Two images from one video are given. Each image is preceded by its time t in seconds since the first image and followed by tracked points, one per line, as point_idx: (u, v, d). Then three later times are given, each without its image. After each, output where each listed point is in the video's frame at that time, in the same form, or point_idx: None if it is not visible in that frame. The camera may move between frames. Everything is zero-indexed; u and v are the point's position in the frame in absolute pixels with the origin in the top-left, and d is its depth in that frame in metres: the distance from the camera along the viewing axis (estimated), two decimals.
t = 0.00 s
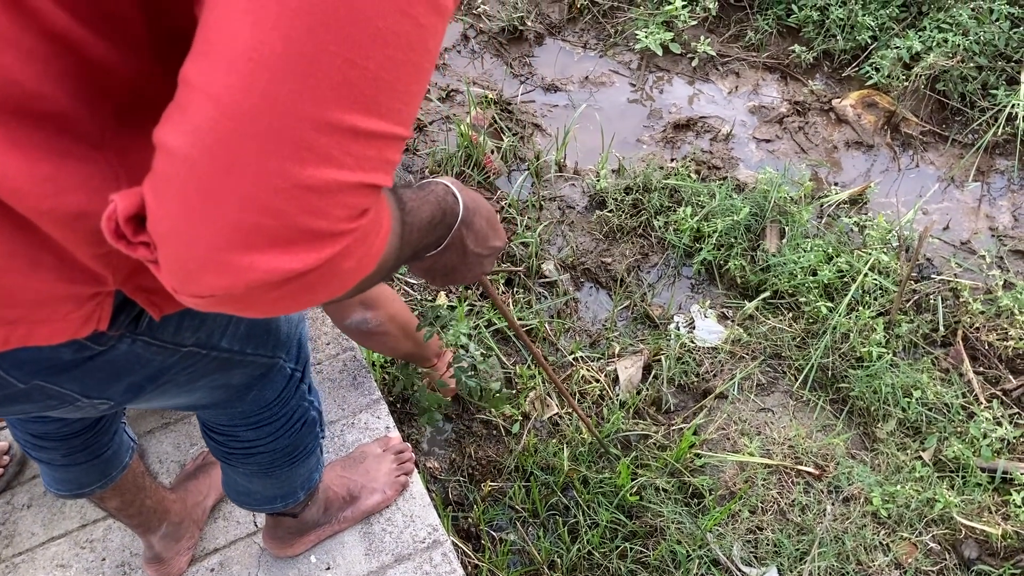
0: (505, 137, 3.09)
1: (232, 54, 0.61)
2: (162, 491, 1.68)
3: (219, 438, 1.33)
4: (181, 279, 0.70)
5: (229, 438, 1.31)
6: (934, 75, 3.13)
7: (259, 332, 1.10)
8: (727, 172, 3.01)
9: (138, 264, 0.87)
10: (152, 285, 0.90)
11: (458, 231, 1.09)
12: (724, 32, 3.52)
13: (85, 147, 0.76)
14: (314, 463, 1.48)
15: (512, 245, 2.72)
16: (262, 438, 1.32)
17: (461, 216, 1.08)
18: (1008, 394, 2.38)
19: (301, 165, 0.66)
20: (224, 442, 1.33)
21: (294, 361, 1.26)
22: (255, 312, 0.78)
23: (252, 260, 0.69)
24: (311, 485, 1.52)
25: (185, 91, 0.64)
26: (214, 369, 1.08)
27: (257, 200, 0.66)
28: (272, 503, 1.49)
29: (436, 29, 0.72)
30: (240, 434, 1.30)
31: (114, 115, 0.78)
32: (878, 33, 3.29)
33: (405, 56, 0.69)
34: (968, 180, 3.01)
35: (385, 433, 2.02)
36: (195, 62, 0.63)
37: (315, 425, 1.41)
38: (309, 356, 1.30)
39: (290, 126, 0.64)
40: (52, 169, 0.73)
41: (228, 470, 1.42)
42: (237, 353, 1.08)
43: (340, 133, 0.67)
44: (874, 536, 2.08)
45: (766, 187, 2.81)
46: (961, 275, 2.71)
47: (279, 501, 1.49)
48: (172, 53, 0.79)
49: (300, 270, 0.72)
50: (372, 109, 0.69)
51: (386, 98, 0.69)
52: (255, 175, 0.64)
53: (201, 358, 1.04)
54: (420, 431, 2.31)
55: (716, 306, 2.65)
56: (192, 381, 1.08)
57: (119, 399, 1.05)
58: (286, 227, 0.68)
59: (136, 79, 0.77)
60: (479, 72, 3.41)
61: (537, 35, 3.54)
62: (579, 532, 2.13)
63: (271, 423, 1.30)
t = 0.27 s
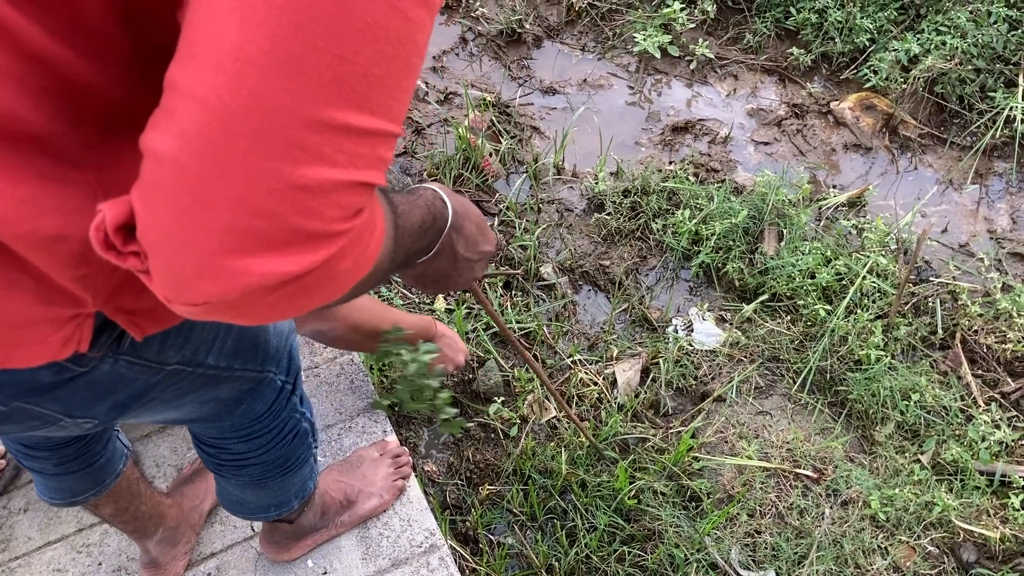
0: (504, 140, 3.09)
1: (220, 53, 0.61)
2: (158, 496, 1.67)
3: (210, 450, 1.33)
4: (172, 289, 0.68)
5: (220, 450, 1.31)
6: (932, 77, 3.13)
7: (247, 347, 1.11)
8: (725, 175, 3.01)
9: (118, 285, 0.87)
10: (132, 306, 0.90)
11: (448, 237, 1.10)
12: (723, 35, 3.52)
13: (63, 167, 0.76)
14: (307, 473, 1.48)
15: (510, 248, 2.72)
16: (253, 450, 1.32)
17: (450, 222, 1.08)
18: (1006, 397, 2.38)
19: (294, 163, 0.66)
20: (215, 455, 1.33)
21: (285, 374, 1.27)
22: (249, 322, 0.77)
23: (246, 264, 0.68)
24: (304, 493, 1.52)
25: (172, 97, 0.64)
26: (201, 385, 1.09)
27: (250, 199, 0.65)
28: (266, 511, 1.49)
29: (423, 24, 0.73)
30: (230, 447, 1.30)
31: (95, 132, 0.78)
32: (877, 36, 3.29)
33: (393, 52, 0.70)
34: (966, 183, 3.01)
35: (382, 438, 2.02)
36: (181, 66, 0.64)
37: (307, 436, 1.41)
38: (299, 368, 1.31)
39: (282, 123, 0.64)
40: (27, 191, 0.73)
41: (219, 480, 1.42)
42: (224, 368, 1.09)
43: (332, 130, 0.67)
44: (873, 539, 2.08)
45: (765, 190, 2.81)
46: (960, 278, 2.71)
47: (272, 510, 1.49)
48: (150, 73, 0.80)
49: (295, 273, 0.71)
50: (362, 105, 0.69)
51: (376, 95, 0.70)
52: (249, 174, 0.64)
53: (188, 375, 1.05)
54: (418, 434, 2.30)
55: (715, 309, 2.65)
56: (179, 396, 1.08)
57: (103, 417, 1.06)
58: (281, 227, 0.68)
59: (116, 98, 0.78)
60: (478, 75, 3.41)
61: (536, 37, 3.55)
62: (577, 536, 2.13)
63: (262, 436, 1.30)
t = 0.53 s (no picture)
0: (503, 143, 3.09)
1: (204, 39, 0.62)
2: (155, 501, 1.67)
3: (201, 465, 1.33)
4: (165, 283, 0.68)
5: (211, 466, 1.32)
6: (931, 80, 3.13)
7: (235, 361, 1.13)
8: (725, 177, 3.01)
9: (99, 302, 0.87)
10: (115, 323, 0.90)
11: (430, 234, 1.06)
12: (722, 37, 3.52)
13: (41, 182, 0.76)
14: (300, 483, 1.48)
15: (509, 251, 2.72)
16: (244, 465, 1.32)
17: (434, 220, 1.06)
18: (1006, 400, 2.38)
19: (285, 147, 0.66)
20: (206, 469, 1.33)
21: (275, 388, 1.27)
22: (244, 317, 0.76)
23: (240, 253, 0.68)
24: (300, 502, 1.52)
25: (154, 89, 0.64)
26: (189, 402, 1.10)
27: (243, 184, 0.65)
28: (261, 521, 1.48)
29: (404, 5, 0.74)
30: (221, 461, 1.30)
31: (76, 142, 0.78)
32: (876, 38, 3.29)
33: (375, 30, 0.71)
34: (965, 186, 3.01)
35: (381, 442, 2.02)
36: (163, 56, 0.64)
37: (299, 449, 1.42)
38: (289, 382, 1.32)
39: (270, 106, 0.64)
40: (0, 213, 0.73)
41: (212, 494, 1.41)
42: (212, 385, 1.11)
43: (320, 112, 0.68)
44: (872, 543, 2.07)
45: (764, 193, 2.81)
46: (959, 280, 2.71)
47: (268, 519, 1.48)
48: (127, 84, 0.80)
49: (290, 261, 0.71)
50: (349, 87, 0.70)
51: (362, 74, 0.71)
52: (239, 159, 0.64)
53: (175, 392, 1.06)
54: (417, 438, 2.30)
55: (714, 312, 2.65)
56: (166, 413, 1.09)
57: (90, 436, 1.06)
58: (274, 213, 0.68)
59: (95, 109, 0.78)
60: (477, 78, 3.41)
61: (535, 40, 3.55)
62: (576, 540, 2.12)
63: (253, 450, 1.30)
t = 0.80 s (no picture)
0: (503, 146, 3.10)
1: (167, 30, 0.62)
2: (154, 505, 1.67)
3: (193, 474, 1.33)
4: (141, 276, 0.68)
5: (203, 475, 1.32)
6: (931, 83, 3.13)
7: (222, 368, 1.14)
8: (725, 180, 3.01)
9: (79, 308, 0.87)
10: (96, 328, 0.90)
11: (411, 225, 1.05)
12: (722, 40, 3.53)
13: (16, 186, 0.77)
14: (294, 491, 1.49)
15: (510, 254, 2.72)
16: (236, 474, 1.32)
17: (416, 211, 1.06)
18: (1006, 403, 2.38)
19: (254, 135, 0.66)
20: (199, 479, 1.33)
21: (265, 397, 1.28)
22: (223, 308, 0.77)
23: (213, 244, 0.68)
24: (296, 508, 1.52)
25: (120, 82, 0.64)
26: (176, 410, 1.10)
27: (212, 175, 0.65)
28: (257, 529, 1.48)
29: None
30: (213, 471, 1.30)
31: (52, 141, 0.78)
32: (876, 41, 3.29)
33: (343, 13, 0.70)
34: (965, 188, 3.01)
35: (382, 446, 2.02)
36: (128, 49, 0.64)
37: (292, 457, 1.42)
38: (279, 391, 1.32)
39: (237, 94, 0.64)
40: None
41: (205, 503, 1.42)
42: (199, 392, 1.11)
43: (288, 99, 0.67)
44: (873, 546, 2.07)
45: (764, 196, 2.81)
46: (960, 283, 2.71)
47: (264, 526, 1.48)
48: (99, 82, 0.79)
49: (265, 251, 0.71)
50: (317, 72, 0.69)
51: (329, 59, 0.70)
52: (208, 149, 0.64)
53: (162, 399, 1.06)
54: (418, 440, 2.30)
55: (714, 315, 2.65)
56: (153, 422, 1.10)
57: (77, 446, 1.06)
58: (246, 202, 0.68)
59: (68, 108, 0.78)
60: (477, 80, 3.41)
61: (535, 43, 3.55)
62: (577, 542, 2.12)
63: (244, 459, 1.30)
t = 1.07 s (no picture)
0: (503, 147, 3.10)
1: (118, 23, 0.65)
2: (152, 505, 1.67)
3: (182, 475, 1.33)
4: (101, 262, 0.72)
5: (192, 476, 1.32)
6: (931, 84, 3.14)
7: (202, 366, 1.14)
8: (724, 181, 3.02)
9: (48, 301, 0.88)
10: (67, 321, 0.91)
11: (388, 216, 1.06)
12: (721, 42, 3.53)
13: None
14: (286, 492, 1.48)
15: (509, 255, 2.72)
16: (224, 475, 1.32)
17: (392, 200, 1.06)
18: (1006, 404, 2.38)
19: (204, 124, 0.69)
20: (188, 480, 1.34)
21: (251, 397, 1.27)
22: (186, 294, 0.80)
23: (170, 231, 0.71)
24: (289, 509, 1.52)
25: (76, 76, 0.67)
26: (157, 409, 1.10)
27: (167, 164, 0.68)
28: (251, 529, 1.48)
29: None
30: (201, 472, 1.30)
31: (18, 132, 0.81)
32: (875, 43, 3.30)
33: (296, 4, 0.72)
34: (965, 190, 3.02)
35: (382, 446, 2.02)
36: (83, 40, 0.67)
37: (281, 458, 1.41)
38: (266, 391, 1.32)
39: (189, 84, 0.67)
40: None
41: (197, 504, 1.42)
42: (180, 390, 1.11)
43: (239, 89, 0.70)
44: (872, 546, 2.08)
45: (763, 197, 2.81)
46: (959, 284, 2.72)
47: (257, 527, 1.48)
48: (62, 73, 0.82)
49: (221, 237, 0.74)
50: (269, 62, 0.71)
51: (284, 48, 0.72)
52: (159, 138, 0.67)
53: (140, 396, 1.07)
54: (418, 441, 2.30)
55: (713, 316, 2.65)
56: (134, 421, 1.10)
57: (54, 442, 1.06)
58: (200, 189, 0.71)
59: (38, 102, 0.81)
60: (477, 82, 3.42)
61: (535, 45, 3.56)
62: (576, 543, 2.13)
63: (231, 460, 1.30)
